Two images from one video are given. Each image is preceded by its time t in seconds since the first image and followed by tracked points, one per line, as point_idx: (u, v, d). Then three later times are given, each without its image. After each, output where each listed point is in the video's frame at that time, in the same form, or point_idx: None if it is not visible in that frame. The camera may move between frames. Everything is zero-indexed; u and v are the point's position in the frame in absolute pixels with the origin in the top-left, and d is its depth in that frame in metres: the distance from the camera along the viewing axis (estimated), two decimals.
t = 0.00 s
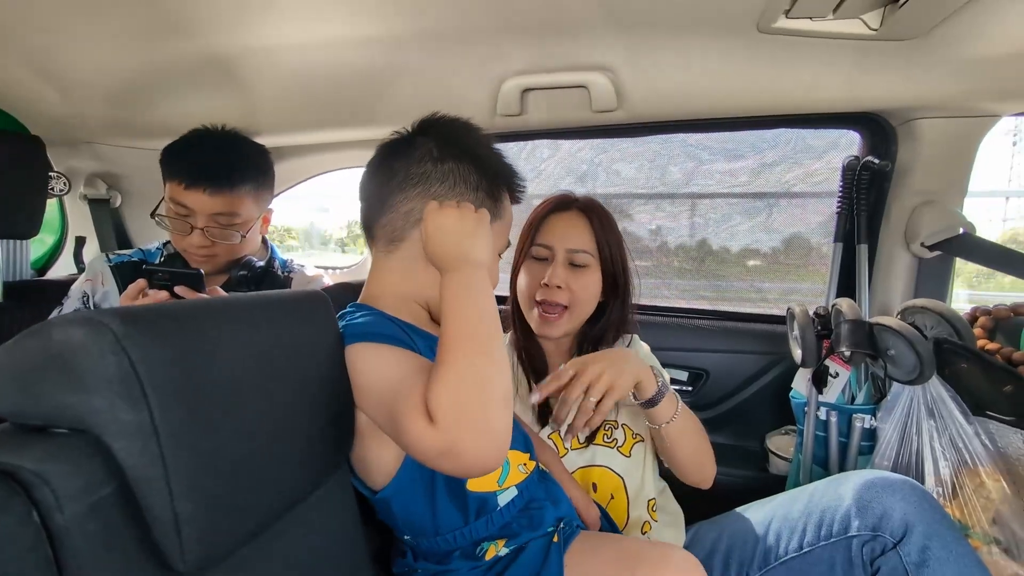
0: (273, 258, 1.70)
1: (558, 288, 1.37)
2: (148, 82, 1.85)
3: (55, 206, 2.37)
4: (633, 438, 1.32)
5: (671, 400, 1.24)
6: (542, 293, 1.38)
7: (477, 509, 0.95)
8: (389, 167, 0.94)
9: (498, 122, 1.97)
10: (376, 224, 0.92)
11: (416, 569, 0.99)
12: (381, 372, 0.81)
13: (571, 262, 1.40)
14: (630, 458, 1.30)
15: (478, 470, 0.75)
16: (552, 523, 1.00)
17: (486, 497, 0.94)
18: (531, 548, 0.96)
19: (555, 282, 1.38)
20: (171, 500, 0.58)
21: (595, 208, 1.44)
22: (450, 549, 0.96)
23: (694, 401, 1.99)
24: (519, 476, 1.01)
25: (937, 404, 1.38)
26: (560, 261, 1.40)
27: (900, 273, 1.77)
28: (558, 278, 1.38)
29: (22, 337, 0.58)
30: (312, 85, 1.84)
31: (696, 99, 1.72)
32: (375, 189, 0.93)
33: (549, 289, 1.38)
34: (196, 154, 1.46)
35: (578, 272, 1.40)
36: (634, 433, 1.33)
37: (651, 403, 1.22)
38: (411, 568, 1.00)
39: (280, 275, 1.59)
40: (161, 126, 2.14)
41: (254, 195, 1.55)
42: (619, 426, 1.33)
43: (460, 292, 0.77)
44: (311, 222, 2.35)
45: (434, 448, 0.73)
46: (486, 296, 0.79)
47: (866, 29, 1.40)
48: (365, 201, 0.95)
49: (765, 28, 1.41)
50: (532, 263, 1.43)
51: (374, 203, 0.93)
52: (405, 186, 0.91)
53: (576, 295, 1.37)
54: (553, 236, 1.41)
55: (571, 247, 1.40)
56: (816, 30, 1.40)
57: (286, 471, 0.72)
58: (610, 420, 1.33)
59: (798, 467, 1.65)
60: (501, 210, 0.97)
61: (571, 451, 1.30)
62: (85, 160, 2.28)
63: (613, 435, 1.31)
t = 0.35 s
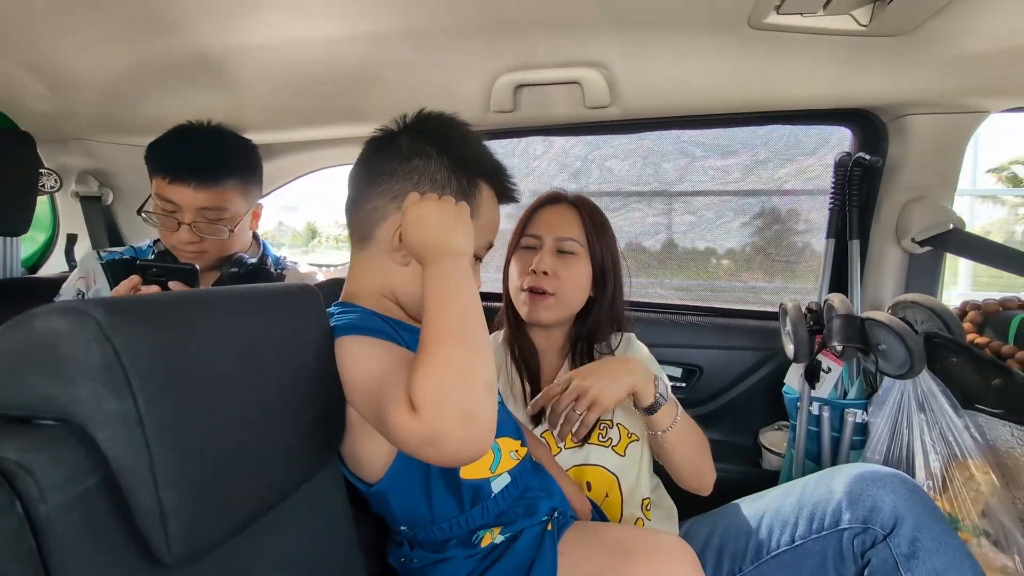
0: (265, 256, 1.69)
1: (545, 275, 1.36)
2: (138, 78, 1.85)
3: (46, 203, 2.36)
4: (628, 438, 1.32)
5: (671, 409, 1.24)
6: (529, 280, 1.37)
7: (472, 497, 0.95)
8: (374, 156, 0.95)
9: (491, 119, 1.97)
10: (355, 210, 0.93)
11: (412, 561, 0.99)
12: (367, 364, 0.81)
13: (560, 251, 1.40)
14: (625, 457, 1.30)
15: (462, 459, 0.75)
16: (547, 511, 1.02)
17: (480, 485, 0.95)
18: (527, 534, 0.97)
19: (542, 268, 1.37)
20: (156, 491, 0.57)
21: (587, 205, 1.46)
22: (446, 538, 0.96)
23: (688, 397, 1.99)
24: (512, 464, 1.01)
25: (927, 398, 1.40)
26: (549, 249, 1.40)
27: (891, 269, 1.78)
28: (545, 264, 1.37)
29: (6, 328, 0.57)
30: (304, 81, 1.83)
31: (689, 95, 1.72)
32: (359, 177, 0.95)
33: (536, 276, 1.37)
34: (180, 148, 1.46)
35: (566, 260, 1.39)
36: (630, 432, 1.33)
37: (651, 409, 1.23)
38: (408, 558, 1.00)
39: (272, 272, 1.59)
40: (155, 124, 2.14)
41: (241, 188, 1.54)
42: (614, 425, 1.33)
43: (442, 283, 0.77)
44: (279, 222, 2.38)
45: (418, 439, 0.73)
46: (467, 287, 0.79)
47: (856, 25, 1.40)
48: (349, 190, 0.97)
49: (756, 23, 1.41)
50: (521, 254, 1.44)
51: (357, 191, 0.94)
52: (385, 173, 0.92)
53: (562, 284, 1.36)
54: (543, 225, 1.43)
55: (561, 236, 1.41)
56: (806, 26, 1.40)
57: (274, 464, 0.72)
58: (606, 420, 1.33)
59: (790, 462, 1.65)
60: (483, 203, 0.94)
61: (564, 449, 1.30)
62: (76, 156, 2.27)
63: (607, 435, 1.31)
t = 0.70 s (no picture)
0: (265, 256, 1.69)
1: (540, 277, 1.37)
2: (140, 78, 1.84)
3: (45, 203, 2.36)
4: (632, 440, 1.31)
5: (669, 415, 1.24)
6: (525, 281, 1.37)
7: (478, 495, 0.95)
8: (362, 157, 0.93)
9: (495, 119, 1.97)
10: (346, 217, 0.91)
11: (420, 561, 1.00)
12: (378, 364, 0.81)
13: (555, 251, 1.40)
14: (629, 460, 1.30)
15: (495, 445, 0.76)
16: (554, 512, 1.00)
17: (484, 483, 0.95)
18: (535, 534, 0.97)
19: (537, 270, 1.37)
20: (171, 497, 0.57)
21: (579, 203, 1.45)
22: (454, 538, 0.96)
23: (692, 397, 1.99)
24: (516, 463, 1.00)
25: (931, 398, 1.39)
26: (544, 250, 1.40)
27: (895, 269, 1.78)
28: (540, 265, 1.37)
29: (22, 334, 0.58)
30: (307, 81, 1.83)
31: (693, 96, 1.72)
32: (346, 184, 0.93)
33: (531, 277, 1.37)
34: (174, 144, 1.45)
35: (561, 261, 1.39)
36: (634, 434, 1.32)
37: (648, 418, 1.23)
38: (415, 558, 1.01)
39: (271, 275, 1.57)
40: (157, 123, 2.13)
41: (237, 185, 1.54)
42: (618, 428, 1.32)
43: (448, 280, 0.78)
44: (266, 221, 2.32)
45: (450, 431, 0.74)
46: (473, 280, 0.79)
47: (862, 26, 1.40)
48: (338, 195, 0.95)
49: (761, 24, 1.41)
50: (518, 256, 1.44)
51: (344, 198, 0.93)
52: (374, 175, 0.90)
53: (557, 284, 1.36)
54: (537, 226, 1.43)
55: (555, 236, 1.41)
56: (812, 27, 1.40)
57: (287, 468, 0.72)
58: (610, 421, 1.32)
59: (794, 461, 1.65)
60: (471, 202, 0.94)
61: (568, 451, 1.30)
62: (76, 156, 2.26)
63: (611, 438, 1.31)
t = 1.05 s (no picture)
0: (262, 251, 1.69)
1: (531, 269, 1.37)
2: (139, 76, 1.84)
3: (44, 200, 2.36)
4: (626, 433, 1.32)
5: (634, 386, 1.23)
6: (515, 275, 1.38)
7: (473, 482, 0.96)
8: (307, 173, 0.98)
9: (494, 116, 1.97)
10: (308, 233, 0.96)
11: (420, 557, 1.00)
12: (400, 364, 0.85)
13: (544, 244, 1.41)
14: (623, 451, 1.31)
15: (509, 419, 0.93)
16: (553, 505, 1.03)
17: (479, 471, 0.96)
18: (534, 529, 0.99)
19: (527, 263, 1.38)
20: (173, 491, 0.58)
21: (566, 197, 1.46)
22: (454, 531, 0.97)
23: (690, 394, 2.00)
24: (509, 452, 1.03)
25: (927, 394, 1.40)
26: (533, 244, 1.41)
27: (892, 266, 1.78)
28: (530, 258, 1.38)
29: (24, 329, 0.58)
30: (306, 79, 1.83)
31: (692, 93, 1.72)
32: (294, 207, 0.97)
33: (524, 270, 1.38)
34: (166, 140, 1.48)
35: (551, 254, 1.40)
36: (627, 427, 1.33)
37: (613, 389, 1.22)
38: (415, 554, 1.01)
39: (269, 270, 1.58)
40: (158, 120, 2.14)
41: (228, 179, 1.53)
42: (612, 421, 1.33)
43: (479, 277, 0.92)
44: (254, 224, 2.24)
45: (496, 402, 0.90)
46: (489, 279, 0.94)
47: (860, 24, 1.40)
48: (292, 213, 0.98)
49: (760, 21, 1.42)
50: (508, 252, 1.46)
51: (298, 219, 0.97)
52: (326, 180, 0.95)
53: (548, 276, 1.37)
54: (525, 221, 1.44)
55: (544, 230, 1.41)
56: (810, 24, 1.41)
57: (288, 462, 0.72)
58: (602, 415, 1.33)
59: (791, 457, 1.66)
60: (419, 185, 1.01)
61: (564, 445, 1.31)
62: (75, 154, 2.26)
63: (605, 431, 1.31)
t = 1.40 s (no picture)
0: (260, 252, 1.66)
1: (523, 269, 1.38)
2: (137, 76, 1.84)
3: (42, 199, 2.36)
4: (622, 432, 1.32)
5: (623, 407, 1.19)
6: (508, 274, 1.38)
7: (472, 487, 0.97)
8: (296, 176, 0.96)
9: (492, 115, 1.98)
10: (302, 236, 0.95)
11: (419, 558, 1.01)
12: (398, 371, 0.85)
13: (538, 243, 1.41)
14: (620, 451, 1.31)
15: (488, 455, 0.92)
16: (552, 507, 1.03)
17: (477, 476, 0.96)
18: (530, 528, 0.99)
19: (520, 262, 1.39)
20: (172, 486, 0.58)
21: (561, 196, 1.46)
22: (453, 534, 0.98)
23: (689, 392, 2.00)
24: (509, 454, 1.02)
25: (924, 393, 1.41)
26: (527, 243, 1.42)
27: (889, 264, 1.79)
28: (523, 257, 1.39)
29: (24, 326, 0.58)
30: (304, 78, 1.84)
31: (689, 92, 1.73)
32: (286, 210, 0.96)
33: (515, 270, 1.39)
34: (169, 140, 1.48)
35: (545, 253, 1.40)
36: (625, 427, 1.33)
37: (601, 412, 1.18)
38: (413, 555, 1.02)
39: (267, 269, 1.57)
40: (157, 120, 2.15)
41: (229, 181, 1.54)
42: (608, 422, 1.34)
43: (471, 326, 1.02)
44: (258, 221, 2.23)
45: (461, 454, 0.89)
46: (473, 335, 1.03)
47: (855, 23, 1.41)
48: (283, 217, 0.97)
49: (756, 21, 1.42)
50: (502, 251, 1.47)
51: (291, 222, 0.96)
52: (320, 180, 0.94)
53: (540, 276, 1.37)
54: (520, 221, 1.45)
55: (538, 229, 1.42)
56: (806, 24, 1.41)
57: (287, 459, 0.72)
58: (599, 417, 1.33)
59: (789, 455, 1.67)
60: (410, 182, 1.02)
61: (562, 446, 1.33)
62: (73, 154, 2.26)
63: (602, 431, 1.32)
